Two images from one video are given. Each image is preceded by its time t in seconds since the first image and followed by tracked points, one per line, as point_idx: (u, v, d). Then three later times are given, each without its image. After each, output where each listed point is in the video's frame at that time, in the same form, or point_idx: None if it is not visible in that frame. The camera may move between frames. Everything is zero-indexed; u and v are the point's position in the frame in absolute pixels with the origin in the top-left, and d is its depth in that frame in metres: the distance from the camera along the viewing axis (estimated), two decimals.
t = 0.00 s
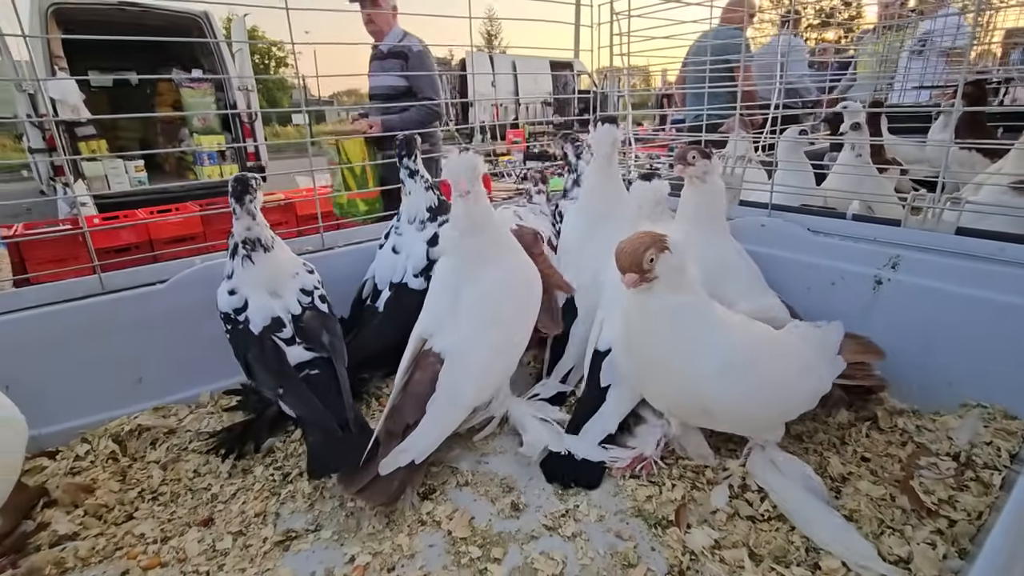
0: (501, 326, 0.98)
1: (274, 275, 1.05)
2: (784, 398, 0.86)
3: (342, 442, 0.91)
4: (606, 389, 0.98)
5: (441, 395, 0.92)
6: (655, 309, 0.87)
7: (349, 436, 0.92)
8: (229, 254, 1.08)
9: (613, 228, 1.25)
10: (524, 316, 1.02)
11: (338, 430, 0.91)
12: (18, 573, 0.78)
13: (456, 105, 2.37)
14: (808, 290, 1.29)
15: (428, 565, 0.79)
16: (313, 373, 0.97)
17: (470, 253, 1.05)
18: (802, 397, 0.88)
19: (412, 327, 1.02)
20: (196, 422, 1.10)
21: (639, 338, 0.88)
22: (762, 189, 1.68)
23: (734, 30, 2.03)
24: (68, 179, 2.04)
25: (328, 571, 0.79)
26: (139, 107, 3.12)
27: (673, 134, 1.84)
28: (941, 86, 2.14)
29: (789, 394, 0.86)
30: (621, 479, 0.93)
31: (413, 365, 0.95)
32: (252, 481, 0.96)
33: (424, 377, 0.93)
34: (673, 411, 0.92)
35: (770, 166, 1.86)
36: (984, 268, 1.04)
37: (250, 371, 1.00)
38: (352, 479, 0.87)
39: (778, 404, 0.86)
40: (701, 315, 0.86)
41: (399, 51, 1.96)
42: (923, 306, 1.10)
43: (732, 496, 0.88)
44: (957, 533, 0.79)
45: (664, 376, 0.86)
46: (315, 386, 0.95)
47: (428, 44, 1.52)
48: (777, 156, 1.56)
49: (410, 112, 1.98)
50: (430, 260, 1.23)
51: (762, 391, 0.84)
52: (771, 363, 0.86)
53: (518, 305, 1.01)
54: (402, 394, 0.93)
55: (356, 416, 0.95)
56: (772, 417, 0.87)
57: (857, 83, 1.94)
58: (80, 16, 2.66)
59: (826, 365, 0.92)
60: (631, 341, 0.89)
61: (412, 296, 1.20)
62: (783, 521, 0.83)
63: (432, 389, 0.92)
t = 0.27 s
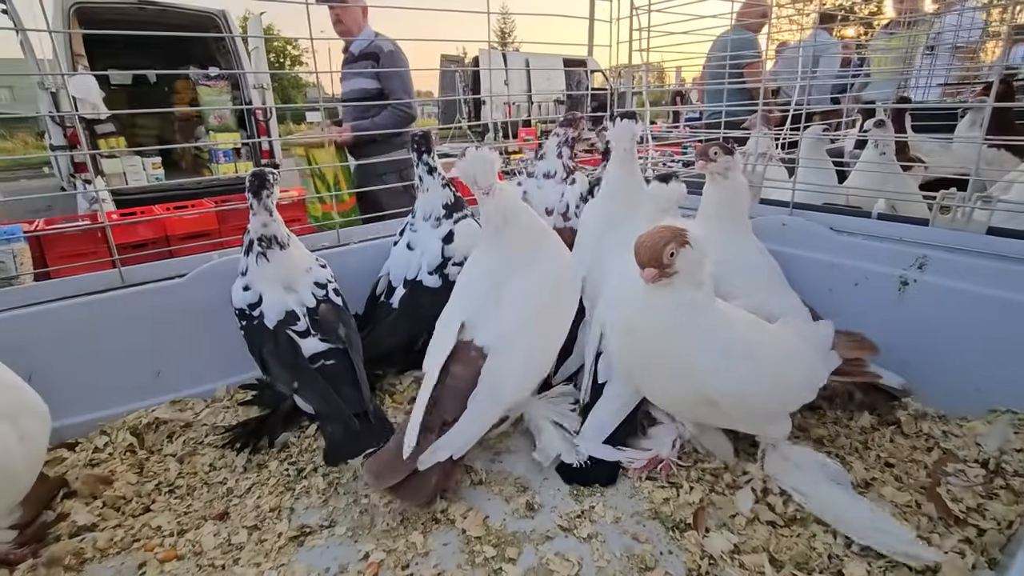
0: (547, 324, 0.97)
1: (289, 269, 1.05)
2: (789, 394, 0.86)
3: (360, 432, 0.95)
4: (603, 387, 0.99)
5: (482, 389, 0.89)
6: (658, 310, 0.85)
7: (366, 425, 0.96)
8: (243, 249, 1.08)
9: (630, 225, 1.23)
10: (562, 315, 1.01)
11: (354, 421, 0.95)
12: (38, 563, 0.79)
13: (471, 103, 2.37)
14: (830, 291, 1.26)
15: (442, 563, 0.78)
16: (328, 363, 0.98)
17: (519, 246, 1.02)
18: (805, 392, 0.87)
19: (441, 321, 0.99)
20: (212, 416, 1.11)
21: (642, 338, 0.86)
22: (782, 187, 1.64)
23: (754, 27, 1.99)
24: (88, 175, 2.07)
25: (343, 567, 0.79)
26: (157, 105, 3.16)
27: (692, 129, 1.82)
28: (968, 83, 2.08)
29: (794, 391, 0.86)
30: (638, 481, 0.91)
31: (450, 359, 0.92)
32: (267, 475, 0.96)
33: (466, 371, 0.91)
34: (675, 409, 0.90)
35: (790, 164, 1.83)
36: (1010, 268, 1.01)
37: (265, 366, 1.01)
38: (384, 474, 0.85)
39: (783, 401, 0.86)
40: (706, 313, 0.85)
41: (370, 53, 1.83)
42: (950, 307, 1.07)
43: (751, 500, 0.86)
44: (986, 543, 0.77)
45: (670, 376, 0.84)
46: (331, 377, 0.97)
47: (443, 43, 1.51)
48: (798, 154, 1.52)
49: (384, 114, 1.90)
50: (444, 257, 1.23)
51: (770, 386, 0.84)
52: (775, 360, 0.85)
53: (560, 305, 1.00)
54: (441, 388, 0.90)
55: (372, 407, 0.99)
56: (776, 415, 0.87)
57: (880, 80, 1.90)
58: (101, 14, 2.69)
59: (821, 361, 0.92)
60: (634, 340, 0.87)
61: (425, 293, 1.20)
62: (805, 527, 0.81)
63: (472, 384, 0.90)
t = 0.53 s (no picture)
0: (528, 323, 0.97)
1: (301, 264, 1.06)
2: (764, 388, 0.84)
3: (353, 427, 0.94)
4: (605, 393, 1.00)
5: (455, 386, 0.90)
6: (627, 298, 0.82)
7: (359, 421, 0.95)
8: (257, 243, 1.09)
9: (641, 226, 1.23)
10: (543, 314, 1.01)
11: (346, 415, 0.94)
12: (52, 551, 0.81)
13: (484, 100, 2.36)
14: (847, 292, 1.24)
15: (449, 561, 0.78)
16: (329, 358, 0.99)
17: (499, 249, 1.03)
18: (775, 390, 0.85)
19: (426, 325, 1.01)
20: (223, 410, 1.12)
21: (612, 332, 0.82)
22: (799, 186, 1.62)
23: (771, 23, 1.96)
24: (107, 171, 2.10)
25: (350, 562, 0.79)
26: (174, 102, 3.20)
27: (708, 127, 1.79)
28: (994, 80, 2.03)
29: (764, 385, 0.85)
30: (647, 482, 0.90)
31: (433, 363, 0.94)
32: (276, 470, 0.97)
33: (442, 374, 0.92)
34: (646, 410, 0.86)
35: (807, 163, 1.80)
36: None
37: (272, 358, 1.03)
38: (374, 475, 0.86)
39: (755, 394, 0.84)
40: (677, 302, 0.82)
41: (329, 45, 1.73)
42: (969, 310, 1.04)
43: (762, 504, 0.85)
44: (1004, 551, 0.75)
45: (645, 375, 0.80)
46: (330, 370, 0.98)
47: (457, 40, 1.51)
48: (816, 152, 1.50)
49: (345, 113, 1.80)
50: (453, 255, 1.23)
51: (743, 378, 0.82)
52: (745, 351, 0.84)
53: (538, 302, 0.99)
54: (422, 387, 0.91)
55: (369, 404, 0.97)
56: (747, 410, 0.85)
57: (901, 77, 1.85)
58: (120, 13, 2.73)
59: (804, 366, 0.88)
60: (605, 337, 0.83)
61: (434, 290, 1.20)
62: (817, 532, 0.80)
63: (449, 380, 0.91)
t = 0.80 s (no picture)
0: (514, 315, 0.99)
1: (310, 259, 1.08)
2: (747, 405, 0.78)
3: (365, 423, 0.95)
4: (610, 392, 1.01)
5: (450, 377, 0.92)
6: (605, 300, 0.77)
7: (370, 417, 0.96)
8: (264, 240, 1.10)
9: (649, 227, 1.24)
10: (531, 311, 1.02)
11: (358, 413, 0.95)
12: (67, 535, 0.83)
13: (497, 98, 2.36)
14: (858, 292, 1.23)
15: (452, 553, 0.79)
16: (339, 354, 1.00)
17: (490, 246, 1.05)
18: (763, 404, 0.79)
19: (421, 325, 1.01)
20: (234, 402, 1.14)
21: (589, 336, 0.77)
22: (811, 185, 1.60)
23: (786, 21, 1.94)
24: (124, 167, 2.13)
25: (355, 552, 0.80)
26: (191, 99, 3.24)
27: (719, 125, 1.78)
28: (1018, 78, 1.98)
29: (758, 395, 0.78)
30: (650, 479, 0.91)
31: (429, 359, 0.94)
32: (285, 461, 0.99)
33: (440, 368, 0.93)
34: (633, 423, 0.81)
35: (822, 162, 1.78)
36: None
37: (282, 354, 1.04)
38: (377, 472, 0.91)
39: (749, 405, 0.78)
40: (659, 304, 0.77)
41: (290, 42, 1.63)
42: (983, 311, 1.02)
43: (767, 504, 0.84)
44: (1013, 555, 0.74)
45: (612, 384, 0.76)
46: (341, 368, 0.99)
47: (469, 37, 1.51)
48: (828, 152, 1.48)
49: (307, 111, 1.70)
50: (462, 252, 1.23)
51: (722, 394, 0.76)
52: (738, 359, 0.78)
53: (525, 297, 1.01)
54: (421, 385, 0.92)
55: (380, 400, 0.99)
56: (742, 422, 0.79)
57: (919, 75, 1.83)
58: (138, 11, 2.77)
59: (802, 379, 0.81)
60: (576, 343, 0.78)
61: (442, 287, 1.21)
62: (821, 532, 0.79)
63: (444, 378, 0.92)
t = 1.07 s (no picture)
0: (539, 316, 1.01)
1: (315, 253, 1.09)
2: (739, 401, 0.79)
3: (373, 413, 0.96)
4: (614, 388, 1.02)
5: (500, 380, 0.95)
6: (601, 294, 0.78)
7: (379, 407, 0.98)
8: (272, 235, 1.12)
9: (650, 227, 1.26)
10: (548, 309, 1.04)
11: (367, 403, 0.97)
12: (83, 521, 0.85)
13: (505, 95, 2.37)
14: (865, 292, 1.22)
15: (456, 544, 0.80)
16: (348, 345, 1.01)
17: (505, 243, 1.07)
18: (753, 399, 0.81)
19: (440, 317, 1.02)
20: (244, 394, 1.17)
21: (585, 333, 0.77)
22: (819, 184, 1.60)
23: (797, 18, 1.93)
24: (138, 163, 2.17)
25: (362, 542, 0.81)
26: (203, 96, 3.27)
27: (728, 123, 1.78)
28: None
29: (747, 388, 0.80)
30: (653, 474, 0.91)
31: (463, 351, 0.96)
32: (294, 452, 1.00)
33: (480, 365, 0.95)
34: (625, 419, 0.80)
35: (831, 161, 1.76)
36: None
37: (292, 347, 1.05)
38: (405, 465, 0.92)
39: (739, 398, 0.79)
40: (654, 298, 0.78)
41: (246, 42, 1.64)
42: (990, 312, 1.02)
43: (770, 501, 0.85)
44: (1016, 555, 0.74)
45: (609, 382, 0.76)
46: (349, 358, 1.01)
47: (480, 35, 1.52)
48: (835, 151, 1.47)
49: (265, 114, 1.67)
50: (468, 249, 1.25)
51: (716, 390, 0.77)
52: (728, 354, 0.80)
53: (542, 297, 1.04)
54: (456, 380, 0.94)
55: (388, 389, 1.01)
56: (733, 416, 0.79)
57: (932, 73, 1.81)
58: (151, 8, 2.80)
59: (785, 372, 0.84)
60: (574, 342, 0.78)
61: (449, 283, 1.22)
62: (822, 529, 0.80)
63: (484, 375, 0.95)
